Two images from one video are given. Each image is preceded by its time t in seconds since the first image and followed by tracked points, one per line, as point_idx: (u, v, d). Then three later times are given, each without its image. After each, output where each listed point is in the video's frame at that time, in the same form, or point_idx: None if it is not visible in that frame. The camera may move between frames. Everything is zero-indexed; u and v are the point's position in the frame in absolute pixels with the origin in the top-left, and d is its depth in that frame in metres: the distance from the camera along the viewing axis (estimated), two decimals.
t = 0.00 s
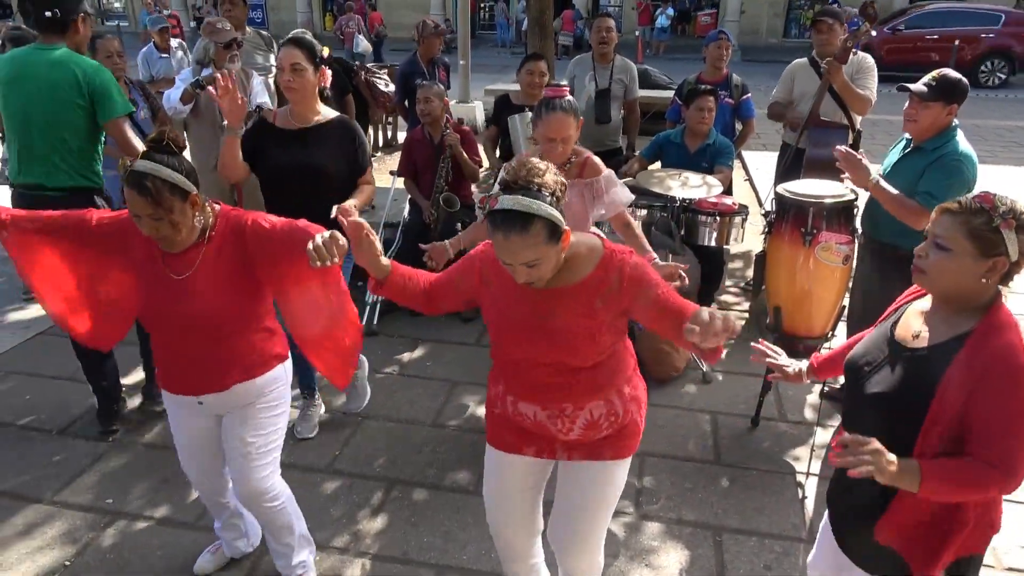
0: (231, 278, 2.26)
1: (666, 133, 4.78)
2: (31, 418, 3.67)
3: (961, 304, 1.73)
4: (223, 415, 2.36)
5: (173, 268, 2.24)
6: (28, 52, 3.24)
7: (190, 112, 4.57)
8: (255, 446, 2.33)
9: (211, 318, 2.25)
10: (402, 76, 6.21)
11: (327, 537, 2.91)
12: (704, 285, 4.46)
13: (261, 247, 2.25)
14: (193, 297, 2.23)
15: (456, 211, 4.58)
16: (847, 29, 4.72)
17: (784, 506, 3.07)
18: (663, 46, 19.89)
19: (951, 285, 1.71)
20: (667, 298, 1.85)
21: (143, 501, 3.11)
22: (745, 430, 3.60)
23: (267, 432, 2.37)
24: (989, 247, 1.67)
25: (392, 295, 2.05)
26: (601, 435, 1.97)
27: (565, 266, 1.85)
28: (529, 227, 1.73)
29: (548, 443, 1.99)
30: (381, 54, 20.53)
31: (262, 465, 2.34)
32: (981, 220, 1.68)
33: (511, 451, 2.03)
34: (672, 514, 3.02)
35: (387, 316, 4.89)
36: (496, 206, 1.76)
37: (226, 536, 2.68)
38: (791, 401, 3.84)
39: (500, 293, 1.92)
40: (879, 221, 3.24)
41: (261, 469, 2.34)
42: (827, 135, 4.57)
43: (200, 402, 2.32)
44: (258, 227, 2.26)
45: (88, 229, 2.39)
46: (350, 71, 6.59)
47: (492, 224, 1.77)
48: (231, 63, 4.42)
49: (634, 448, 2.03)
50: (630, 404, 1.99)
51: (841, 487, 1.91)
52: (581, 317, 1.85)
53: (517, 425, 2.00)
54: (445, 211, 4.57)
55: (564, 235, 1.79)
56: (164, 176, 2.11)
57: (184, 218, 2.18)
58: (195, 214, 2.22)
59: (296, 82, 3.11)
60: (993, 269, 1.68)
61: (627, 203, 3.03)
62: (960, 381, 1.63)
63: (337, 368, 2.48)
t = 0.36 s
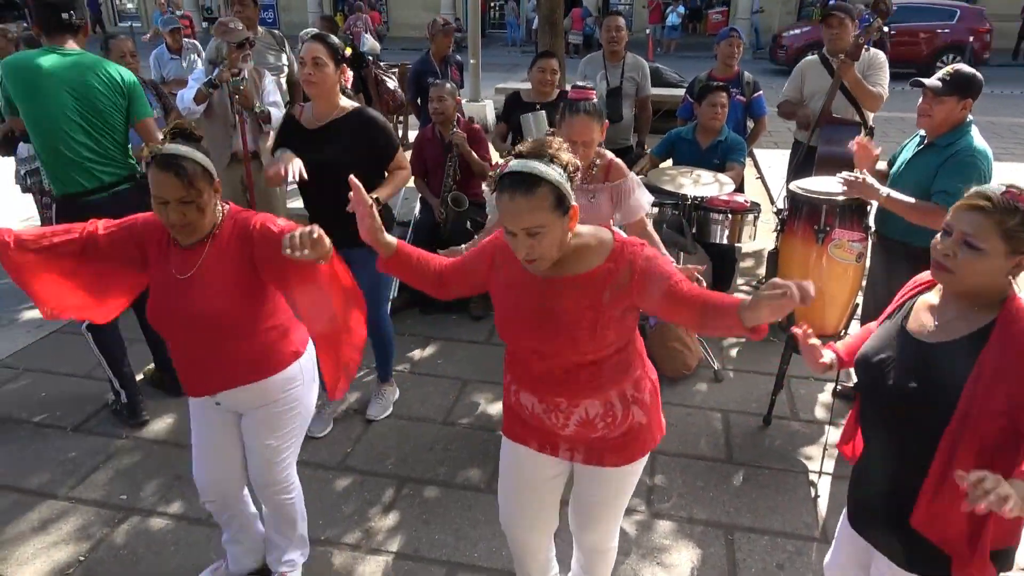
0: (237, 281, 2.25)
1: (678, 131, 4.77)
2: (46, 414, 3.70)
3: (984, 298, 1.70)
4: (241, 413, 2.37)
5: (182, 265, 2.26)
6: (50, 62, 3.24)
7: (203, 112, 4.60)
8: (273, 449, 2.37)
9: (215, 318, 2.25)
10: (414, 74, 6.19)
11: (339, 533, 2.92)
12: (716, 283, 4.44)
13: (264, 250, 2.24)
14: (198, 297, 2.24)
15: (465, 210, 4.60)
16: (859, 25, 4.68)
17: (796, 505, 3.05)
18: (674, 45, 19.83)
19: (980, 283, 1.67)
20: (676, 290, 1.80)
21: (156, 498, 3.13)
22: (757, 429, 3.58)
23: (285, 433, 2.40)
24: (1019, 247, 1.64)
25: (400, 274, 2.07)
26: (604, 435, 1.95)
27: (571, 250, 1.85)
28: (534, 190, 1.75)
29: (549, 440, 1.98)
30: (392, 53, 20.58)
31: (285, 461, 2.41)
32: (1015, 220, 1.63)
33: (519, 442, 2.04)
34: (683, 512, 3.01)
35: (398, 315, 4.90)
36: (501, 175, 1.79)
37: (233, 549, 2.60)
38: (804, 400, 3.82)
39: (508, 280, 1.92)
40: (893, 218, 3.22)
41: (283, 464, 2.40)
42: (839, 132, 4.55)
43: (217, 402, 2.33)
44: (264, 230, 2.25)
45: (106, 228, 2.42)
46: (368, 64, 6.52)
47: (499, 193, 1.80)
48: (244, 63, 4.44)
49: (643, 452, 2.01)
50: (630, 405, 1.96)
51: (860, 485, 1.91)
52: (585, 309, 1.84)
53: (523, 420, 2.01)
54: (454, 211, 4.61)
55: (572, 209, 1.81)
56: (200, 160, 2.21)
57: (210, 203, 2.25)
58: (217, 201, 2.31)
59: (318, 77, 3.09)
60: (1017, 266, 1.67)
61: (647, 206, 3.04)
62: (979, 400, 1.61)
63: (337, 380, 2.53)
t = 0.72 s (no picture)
0: (235, 273, 2.27)
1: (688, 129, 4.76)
2: (57, 409, 3.73)
3: (1015, 281, 1.64)
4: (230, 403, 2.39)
5: (186, 254, 2.28)
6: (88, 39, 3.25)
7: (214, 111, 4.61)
8: (260, 439, 2.37)
9: (215, 308, 2.26)
10: (427, 72, 6.19)
11: (347, 528, 2.93)
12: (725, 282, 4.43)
13: (259, 246, 2.23)
14: (199, 286, 2.26)
15: (473, 207, 4.61)
16: (869, 23, 4.66)
17: (805, 504, 3.04)
18: (683, 44, 19.79)
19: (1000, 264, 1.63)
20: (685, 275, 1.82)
21: (165, 492, 3.15)
22: (766, 428, 3.57)
23: (272, 426, 2.39)
24: None
25: (409, 257, 2.05)
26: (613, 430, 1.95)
27: (583, 233, 1.88)
28: (556, 149, 1.80)
29: (559, 436, 1.97)
30: (401, 52, 20.63)
31: (269, 455, 2.39)
32: (1015, 195, 1.62)
33: (522, 443, 2.03)
34: (691, 510, 3.01)
35: (406, 312, 4.91)
36: (525, 138, 1.87)
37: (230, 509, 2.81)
38: (813, 399, 3.81)
39: (518, 267, 1.92)
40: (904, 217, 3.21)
41: (270, 458, 2.39)
42: (849, 130, 4.53)
43: (203, 390, 2.37)
44: (264, 225, 2.25)
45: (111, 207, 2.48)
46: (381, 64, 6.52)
47: (525, 151, 1.86)
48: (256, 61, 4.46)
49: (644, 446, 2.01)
50: (640, 400, 1.98)
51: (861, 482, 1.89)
52: (594, 298, 1.84)
53: (527, 420, 1.99)
54: (462, 208, 4.62)
55: (588, 182, 1.85)
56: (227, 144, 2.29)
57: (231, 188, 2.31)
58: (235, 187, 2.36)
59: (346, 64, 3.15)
60: None
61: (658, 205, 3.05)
62: (988, 390, 1.62)
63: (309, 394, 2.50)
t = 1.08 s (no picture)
0: (237, 276, 2.28)
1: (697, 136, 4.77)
2: (64, 406, 3.75)
3: None
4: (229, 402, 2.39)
5: (186, 260, 2.30)
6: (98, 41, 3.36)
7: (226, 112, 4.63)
8: (256, 443, 2.35)
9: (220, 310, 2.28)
10: (442, 74, 6.24)
11: (350, 530, 2.94)
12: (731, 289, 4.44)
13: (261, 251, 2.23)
14: (203, 290, 2.27)
15: (480, 211, 4.62)
16: (877, 32, 4.66)
17: (809, 513, 3.04)
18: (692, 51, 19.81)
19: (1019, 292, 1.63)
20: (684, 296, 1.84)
21: (170, 491, 3.16)
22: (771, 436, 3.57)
23: (271, 432, 2.38)
24: None
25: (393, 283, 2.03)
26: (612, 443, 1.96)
27: (584, 251, 1.89)
28: (563, 166, 1.83)
29: (556, 449, 1.97)
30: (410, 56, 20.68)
31: (267, 461, 2.38)
32: None
33: (519, 456, 2.01)
34: (695, 517, 3.01)
35: (412, 315, 4.92)
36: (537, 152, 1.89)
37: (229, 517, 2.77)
38: (817, 407, 3.81)
39: (513, 278, 1.94)
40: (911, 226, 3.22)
41: (268, 464, 2.39)
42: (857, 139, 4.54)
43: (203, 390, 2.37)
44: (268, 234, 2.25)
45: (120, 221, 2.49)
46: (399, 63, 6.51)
47: (534, 165, 1.88)
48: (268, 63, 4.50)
49: (647, 458, 2.01)
50: (638, 413, 1.97)
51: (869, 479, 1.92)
52: (595, 311, 1.86)
53: (527, 432, 1.99)
54: (469, 213, 4.63)
55: (592, 202, 1.86)
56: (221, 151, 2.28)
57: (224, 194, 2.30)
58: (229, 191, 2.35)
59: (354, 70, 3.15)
60: None
61: (665, 210, 3.03)
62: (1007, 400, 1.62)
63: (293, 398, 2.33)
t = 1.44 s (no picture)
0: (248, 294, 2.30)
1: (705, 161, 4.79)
2: (70, 419, 3.75)
3: None
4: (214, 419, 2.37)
5: (198, 280, 2.31)
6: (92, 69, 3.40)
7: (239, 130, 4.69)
8: (234, 459, 2.32)
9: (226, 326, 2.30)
10: (457, 94, 6.32)
11: (353, 550, 2.93)
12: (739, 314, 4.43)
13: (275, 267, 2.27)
14: (211, 305, 2.29)
15: (487, 232, 4.63)
16: (885, 61, 4.68)
17: (814, 541, 3.01)
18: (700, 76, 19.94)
19: None
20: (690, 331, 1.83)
21: (173, 507, 3.16)
22: (776, 462, 3.55)
23: (251, 451, 2.35)
24: None
25: (410, 304, 2.04)
26: (606, 470, 1.95)
27: (600, 269, 1.90)
28: (580, 182, 1.84)
29: (553, 469, 1.98)
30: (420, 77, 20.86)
31: (241, 482, 2.34)
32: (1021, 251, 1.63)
33: (522, 471, 2.03)
34: (699, 543, 2.98)
35: (418, 334, 4.93)
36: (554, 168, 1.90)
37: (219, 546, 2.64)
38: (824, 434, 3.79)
39: (526, 295, 1.95)
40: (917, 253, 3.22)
41: (239, 486, 2.33)
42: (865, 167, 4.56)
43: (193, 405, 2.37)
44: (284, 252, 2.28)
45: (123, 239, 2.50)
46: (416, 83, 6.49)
47: (551, 180, 1.90)
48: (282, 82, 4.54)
49: (651, 494, 1.98)
50: (636, 443, 1.95)
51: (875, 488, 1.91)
52: (601, 335, 1.85)
53: (525, 447, 2.02)
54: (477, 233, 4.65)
55: (609, 219, 1.87)
56: (192, 186, 2.16)
57: (214, 226, 2.23)
58: (224, 220, 2.26)
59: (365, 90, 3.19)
60: None
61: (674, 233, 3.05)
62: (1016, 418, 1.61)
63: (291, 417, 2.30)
